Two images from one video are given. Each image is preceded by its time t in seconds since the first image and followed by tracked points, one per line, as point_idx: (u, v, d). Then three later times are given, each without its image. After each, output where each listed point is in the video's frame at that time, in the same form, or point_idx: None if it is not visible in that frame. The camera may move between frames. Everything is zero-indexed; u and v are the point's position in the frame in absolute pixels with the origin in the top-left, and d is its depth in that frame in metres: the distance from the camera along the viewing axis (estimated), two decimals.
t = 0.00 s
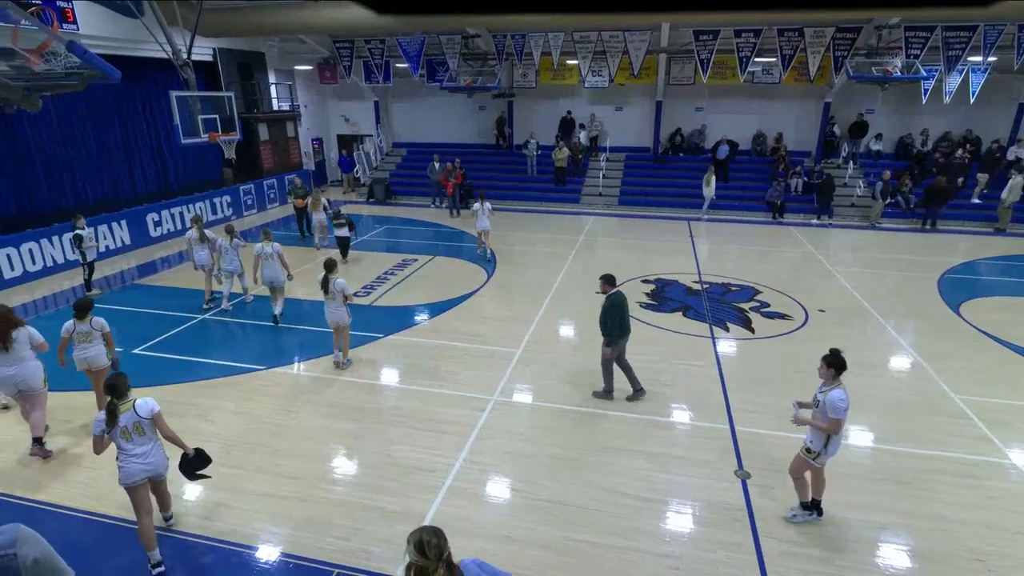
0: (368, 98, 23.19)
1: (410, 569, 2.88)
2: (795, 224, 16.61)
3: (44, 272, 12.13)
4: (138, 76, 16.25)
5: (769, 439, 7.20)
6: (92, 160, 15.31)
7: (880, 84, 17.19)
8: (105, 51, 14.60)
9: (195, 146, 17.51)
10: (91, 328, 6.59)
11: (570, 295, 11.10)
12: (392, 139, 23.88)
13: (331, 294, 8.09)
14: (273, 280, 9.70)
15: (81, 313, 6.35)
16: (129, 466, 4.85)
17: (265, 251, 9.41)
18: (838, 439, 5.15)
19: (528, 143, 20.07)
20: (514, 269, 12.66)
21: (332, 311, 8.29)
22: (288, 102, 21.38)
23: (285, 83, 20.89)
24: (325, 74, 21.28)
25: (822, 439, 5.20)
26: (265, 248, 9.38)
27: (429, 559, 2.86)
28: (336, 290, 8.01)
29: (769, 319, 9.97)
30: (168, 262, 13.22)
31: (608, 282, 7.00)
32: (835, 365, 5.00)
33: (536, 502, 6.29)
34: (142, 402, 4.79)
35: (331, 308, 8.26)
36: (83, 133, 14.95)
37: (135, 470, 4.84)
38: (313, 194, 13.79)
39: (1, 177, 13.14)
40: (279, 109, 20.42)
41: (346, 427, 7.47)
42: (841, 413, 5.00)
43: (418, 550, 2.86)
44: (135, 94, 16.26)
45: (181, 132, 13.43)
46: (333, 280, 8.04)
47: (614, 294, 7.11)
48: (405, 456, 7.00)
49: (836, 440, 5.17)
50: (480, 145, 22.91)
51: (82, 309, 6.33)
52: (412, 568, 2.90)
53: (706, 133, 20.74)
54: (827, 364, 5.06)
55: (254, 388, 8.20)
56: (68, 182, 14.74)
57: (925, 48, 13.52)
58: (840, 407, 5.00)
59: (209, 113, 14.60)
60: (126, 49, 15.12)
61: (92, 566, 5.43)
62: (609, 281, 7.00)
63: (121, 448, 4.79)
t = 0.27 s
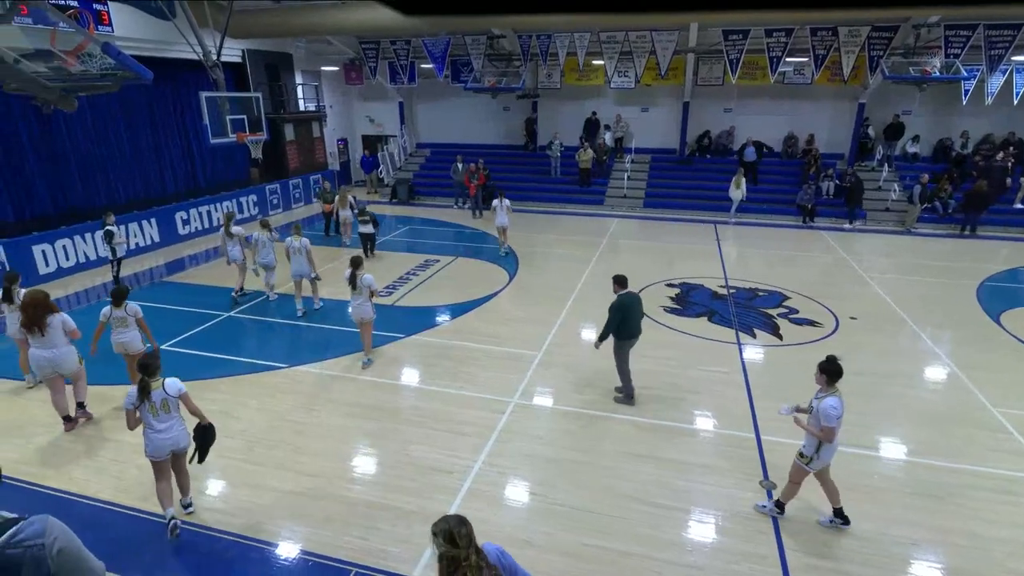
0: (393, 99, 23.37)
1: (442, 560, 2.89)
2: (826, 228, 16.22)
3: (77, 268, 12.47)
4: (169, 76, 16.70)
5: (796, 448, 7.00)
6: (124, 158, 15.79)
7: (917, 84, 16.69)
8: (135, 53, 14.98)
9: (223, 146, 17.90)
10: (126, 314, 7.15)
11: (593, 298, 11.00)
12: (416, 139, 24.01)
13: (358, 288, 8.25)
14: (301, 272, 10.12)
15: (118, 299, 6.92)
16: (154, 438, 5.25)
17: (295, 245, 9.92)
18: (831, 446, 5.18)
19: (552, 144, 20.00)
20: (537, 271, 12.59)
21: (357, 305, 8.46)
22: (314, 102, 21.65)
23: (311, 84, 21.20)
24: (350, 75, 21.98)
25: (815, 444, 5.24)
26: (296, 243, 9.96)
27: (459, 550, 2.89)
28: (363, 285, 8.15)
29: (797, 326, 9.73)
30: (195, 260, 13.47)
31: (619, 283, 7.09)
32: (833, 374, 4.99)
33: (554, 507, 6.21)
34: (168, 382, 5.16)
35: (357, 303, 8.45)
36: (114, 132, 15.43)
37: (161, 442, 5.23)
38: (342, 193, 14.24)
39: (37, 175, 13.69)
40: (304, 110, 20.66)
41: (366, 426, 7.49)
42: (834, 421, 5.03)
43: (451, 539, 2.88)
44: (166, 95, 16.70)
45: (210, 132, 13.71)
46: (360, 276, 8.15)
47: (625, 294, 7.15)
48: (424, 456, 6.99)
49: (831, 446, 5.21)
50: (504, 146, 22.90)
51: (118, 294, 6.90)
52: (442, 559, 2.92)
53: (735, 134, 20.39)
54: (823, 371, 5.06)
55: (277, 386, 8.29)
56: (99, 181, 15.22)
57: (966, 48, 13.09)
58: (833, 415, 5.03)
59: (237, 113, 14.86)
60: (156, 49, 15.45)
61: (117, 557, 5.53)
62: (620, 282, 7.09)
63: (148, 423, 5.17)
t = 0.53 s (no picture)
0: (411, 97, 23.36)
1: (458, 553, 3.02)
2: (854, 231, 15.80)
3: (97, 265, 12.62)
4: (189, 75, 16.88)
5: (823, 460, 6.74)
6: (142, 155, 16.02)
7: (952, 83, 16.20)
8: (158, 50, 15.05)
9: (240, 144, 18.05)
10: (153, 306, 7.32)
11: (613, 301, 10.80)
12: (434, 138, 23.97)
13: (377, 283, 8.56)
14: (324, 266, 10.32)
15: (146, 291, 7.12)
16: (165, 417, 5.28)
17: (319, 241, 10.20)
18: (825, 445, 5.11)
19: (572, 144, 19.82)
20: (556, 272, 12.43)
21: (374, 300, 8.75)
22: (332, 100, 21.71)
23: (330, 82, 21.29)
24: (368, 73, 22.01)
25: (807, 445, 5.17)
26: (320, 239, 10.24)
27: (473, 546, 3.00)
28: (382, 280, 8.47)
29: (824, 332, 9.43)
30: (212, 258, 13.55)
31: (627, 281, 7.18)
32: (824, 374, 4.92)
33: (571, 514, 6.03)
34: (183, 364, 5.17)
35: (374, 298, 8.79)
36: (134, 129, 15.66)
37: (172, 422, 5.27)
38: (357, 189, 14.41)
39: (58, 171, 14.04)
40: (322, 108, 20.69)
41: (380, 428, 7.39)
42: (820, 421, 4.98)
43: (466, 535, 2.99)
44: (185, 93, 16.90)
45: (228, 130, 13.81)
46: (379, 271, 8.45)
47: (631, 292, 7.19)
48: (438, 460, 6.86)
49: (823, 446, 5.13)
50: (524, 146, 22.75)
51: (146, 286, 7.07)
52: (458, 551, 3.05)
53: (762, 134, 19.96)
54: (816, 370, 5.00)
55: (292, 386, 8.24)
56: (118, 179, 15.47)
57: (1005, 44, 12.64)
58: (820, 414, 4.96)
59: (255, 112, 14.93)
60: (177, 48, 15.54)
61: (130, 555, 5.49)
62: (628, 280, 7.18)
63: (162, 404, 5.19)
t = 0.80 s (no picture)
0: (428, 94, 23.32)
1: (464, 550, 2.92)
2: (885, 234, 15.40)
3: (113, 263, 12.72)
4: (207, 73, 17.04)
5: (850, 472, 6.48)
6: (159, 152, 16.13)
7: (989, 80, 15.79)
8: (175, 49, 15.22)
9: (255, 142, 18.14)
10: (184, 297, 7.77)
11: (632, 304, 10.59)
12: (451, 137, 23.87)
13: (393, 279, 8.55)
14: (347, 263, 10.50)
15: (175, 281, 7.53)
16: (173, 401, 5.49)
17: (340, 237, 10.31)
18: (820, 446, 5.02)
19: (592, 143, 19.63)
20: (574, 274, 12.24)
21: (391, 296, 8.75)
22: (348, 98, 21.73)
23: (346, 79, 21.33)
24: (385, 70, 22.05)
25: (804, 445, 5.09)
26: (341, 234, 10.36)
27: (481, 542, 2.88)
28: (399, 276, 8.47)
29: (852, 339, 9.14)
30: (226, 257, 13.58)
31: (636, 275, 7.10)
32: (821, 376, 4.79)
33: (587, 523, 5.85)
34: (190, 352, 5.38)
35: (391, 294, 8.76)
36: (150, 126, 15.78)
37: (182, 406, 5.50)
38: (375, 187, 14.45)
39: (76, 168, 14.20)
40: (338, 106, 20.69)
41: (393, 431, 7.27)
42: (812, 422, 4.89)
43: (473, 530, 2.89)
44: (203, 90, 17.06)
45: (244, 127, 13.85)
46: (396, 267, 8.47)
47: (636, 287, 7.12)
48: (451, 464, 6.72)
49: (820, 447, 5.02)
50: (543, 145, 22.58)
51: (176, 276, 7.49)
52: (464, 548, 2.94)
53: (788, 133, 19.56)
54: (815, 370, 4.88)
55: (305, 387, 8.15)
56: (134, 178, 15.59)
57: None
58: (813, 416, 4.86)
59: (270, 109, 14.97)
60: (195, 46, 15.64)
61: (139, 555, 5.41)
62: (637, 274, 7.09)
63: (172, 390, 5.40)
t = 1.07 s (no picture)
0: (446, 93, 23.27)
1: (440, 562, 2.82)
2: (921, 239, 14.95)
3: (131, 261, 12.82)
4: (226, 71, 17.13)
5: (883, 486, 6.20)
6: (176, 149, 16.25)
7: None
8: (196, 47, 15.29)
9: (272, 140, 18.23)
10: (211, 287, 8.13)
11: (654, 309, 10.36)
12: (470, 135, 23.78)
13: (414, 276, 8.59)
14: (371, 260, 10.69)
15: (204, 270, 7.95)
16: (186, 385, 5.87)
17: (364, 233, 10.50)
18: (817, 443, 5.00)
19: (614, 143, 19.40)
20: (595, 277, 12.04)
21: (411, 292, 8.81)
22: (366, 96, 21.73)
23: (364, 77, 21.35)
24: (404, 68, 22.15)
25: (800, 442, 5.06)
26: (366, 231, 10.56)
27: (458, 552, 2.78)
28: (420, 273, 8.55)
29: (884, 347, 8.83)
30: (243, 256, 13.61)
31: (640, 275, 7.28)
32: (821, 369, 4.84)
33: (606, 533, 5.65)
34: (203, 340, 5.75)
35: (412, 290, 8.81)
36: (169, 124, 15.91)
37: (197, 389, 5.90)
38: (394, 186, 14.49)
39: (96, 165, 14.35)
40: (357, 104, 20.69)
41: (409, 435, 7.13)
42: (813, 416, 4.88)
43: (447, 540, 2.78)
44: (222, 88, 17.17)
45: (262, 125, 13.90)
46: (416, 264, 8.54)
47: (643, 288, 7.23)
48: (467, 470, 6.56)
49: (817, 445, 5.02)
50: (565, 144, 22.39)
51: (204, 266, 7.92)
52: (440, 559, 2.83)
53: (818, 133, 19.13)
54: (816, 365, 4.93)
55: (320, 388, 8.07)
56: (152, 176, 15.72)
57: None
58: (814, 410, 4.86)
59: (288, 107, 15.01)
60: (214, 44, 15.70)
61: (151, 555, 5.33)
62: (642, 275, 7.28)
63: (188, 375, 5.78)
